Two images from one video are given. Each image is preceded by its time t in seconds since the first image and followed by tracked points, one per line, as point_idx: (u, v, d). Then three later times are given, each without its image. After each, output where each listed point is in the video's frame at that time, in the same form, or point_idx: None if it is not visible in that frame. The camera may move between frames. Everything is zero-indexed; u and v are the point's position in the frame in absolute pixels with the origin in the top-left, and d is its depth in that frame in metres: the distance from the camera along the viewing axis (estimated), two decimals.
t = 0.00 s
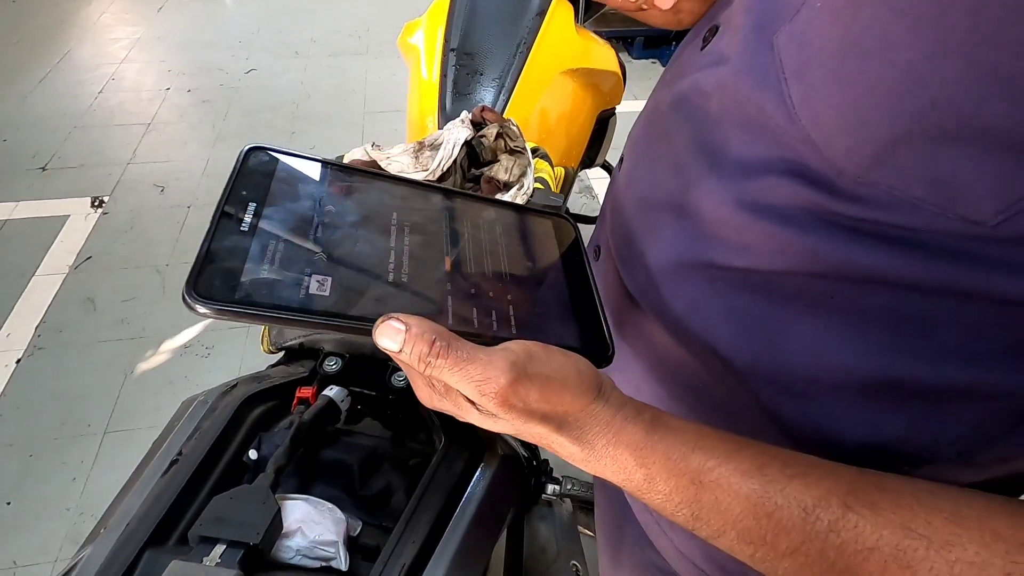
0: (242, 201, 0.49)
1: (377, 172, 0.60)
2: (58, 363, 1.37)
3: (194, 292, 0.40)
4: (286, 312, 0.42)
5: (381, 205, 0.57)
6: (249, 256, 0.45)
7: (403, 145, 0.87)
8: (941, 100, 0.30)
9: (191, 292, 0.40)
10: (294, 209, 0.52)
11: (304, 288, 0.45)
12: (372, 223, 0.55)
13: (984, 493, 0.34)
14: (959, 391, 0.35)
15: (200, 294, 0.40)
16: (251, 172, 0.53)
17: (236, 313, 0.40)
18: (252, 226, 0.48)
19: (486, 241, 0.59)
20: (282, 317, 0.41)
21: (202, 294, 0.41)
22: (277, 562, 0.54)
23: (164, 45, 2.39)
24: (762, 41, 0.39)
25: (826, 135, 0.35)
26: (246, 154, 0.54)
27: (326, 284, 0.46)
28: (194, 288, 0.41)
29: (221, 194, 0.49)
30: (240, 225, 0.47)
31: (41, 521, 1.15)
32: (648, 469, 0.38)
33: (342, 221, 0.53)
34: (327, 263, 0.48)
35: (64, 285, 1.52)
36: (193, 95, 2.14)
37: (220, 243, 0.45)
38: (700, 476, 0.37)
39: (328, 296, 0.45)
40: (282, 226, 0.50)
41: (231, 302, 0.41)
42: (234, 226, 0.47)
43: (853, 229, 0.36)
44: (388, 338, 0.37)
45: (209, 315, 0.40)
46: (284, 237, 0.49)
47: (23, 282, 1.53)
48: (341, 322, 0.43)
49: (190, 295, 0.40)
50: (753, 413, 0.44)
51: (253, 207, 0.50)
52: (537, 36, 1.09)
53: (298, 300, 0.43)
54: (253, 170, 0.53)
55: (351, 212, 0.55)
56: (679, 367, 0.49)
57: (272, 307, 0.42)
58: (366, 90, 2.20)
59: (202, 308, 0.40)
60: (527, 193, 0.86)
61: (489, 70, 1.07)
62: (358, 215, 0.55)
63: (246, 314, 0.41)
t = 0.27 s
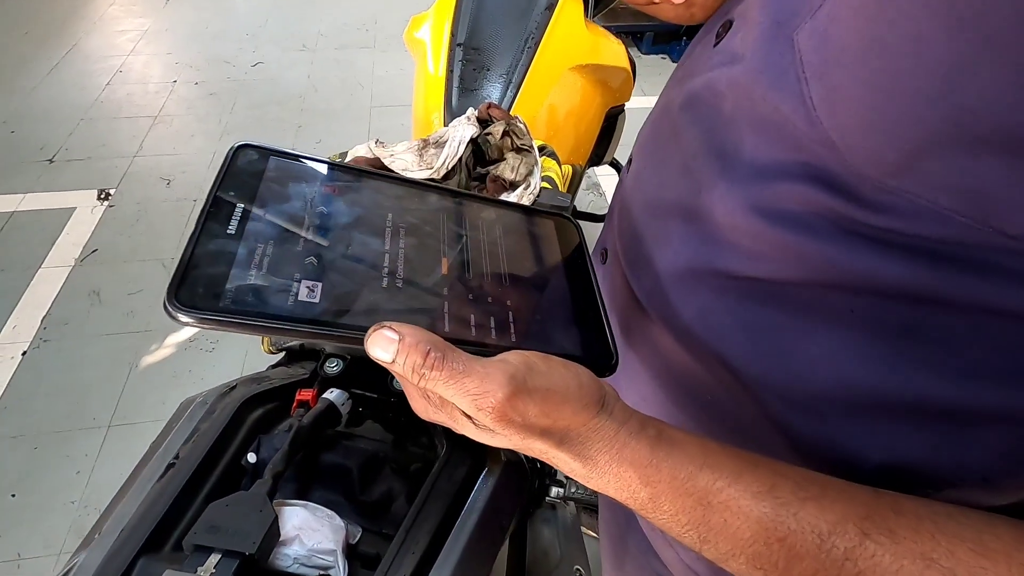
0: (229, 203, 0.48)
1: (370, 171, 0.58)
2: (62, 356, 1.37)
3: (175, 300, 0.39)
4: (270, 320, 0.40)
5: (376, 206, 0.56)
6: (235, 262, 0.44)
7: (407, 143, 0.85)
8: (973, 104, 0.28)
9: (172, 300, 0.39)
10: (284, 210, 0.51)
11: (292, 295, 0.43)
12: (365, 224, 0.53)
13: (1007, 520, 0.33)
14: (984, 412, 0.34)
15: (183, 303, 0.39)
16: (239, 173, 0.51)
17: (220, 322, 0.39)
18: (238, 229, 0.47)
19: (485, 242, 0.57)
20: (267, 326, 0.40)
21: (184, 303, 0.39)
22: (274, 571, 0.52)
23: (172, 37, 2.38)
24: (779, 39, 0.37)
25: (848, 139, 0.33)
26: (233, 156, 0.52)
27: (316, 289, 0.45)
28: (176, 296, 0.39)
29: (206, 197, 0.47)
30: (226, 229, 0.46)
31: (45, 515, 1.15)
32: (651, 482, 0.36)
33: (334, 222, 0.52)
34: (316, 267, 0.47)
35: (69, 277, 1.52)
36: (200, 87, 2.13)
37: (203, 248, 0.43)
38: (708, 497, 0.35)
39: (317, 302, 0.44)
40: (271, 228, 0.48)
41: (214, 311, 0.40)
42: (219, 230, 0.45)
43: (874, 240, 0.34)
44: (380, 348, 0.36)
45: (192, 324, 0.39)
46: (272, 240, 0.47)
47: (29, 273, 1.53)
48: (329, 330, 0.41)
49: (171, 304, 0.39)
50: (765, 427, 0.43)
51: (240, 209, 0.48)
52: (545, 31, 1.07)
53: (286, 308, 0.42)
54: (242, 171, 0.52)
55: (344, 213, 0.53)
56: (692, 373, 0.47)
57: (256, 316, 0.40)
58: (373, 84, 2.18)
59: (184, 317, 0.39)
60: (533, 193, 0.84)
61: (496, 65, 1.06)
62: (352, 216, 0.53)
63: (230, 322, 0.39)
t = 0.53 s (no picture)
0: (241, 205, 0.47)
1: (385, 171, 0.57)
2: (68, 350, 1.36)
3: (188, 310, 0.38)
4: (286, 331, 0.39)
5: (390, 206, 0.54)
6: (248, 269, 0.43)
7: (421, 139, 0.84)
8: None
9: (184, 310, 0.38)
10: (297, 212, 0.49)
11: (307, 303, 0.42)
12: (380, 227, 0.52)
13: None
14: None
15: (195, 313, 0.38)
16: (250, 173, 0.50)
17: (233, 334, 0.38)
18: (251, 233, 0.45)
19: (503, 245, 0.56)
20: (284, 336, 0.39)
21: (197, 312, 0.38)
22: None
23: (175, 28, 2.36)
24: (819, 39, 0.36)
25: (894, 143, 0.32)
26: (244, 156, 0.51)
27: (332, 296, 0.44)
28: (188, 306, 0.38)
29: (217, 200, 0.46)
30: (238, 232, 0.45)
31: (52, 508, 1.14)
32: (683, 505, 0.35)
33: (348, 225, 0.50)
34: (332, 274, 0.45)
35: (74, 270, 1.51)
36: (204, 79, 2.11)
37: (215, 254, 0.42)
38: (741, 516, 0.34)
39: (333, 311, 0.42)
40: (284, 231, 0.47)
41: (228, 320, 0.39)
42: (231, 234, 0.44)
43: (917, 251, 0.33)
44: (399, 357, 0.35)
45: (205, 335, 0.38)
46: (285, 244, 0.46)
47: (34, 266, 1.52)
48: (346, 340, 0.41)
49: (184, 314, 0.38)
50: (792, 438, 0.42)
51: (251, 211, 0.47)
52: (558, 26, 1.06)
53: (302, 317, 0.41)
54: (253, 171, 0.51)
55: (360, 216, 0.52)
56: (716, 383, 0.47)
57: (271, 327, 0.39)
58: (378, 77, 2.16)
59: (197, 327, 0.38)
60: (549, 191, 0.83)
61: (507, 60, 1.04)
62: (367, 219, 0.52)
63: (244, 333, 0.38)
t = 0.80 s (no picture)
0: (241, 201, 0.45)
1: (391, 164, 0.55)
2: (66, 344, 1.34)
3: (185, 314, 0.36)
4: (290, 336, 0.38)
5: (397, 202, 0.52)
6: (249, 269, 0.41)
7: (427, 132, 0.83)
8: None
9: (181, 314, 0.36)
10: (300, 208, 0.47)
11: (312, 305, 0.41)
12: (387, 224, 0.50)
13: None
14: None
15: (193, 317, 0.36)
16: (251, 167, 0.48)
17: (234, 339, 0.36)
18: (252, 231, 0.43)
19: (514, 242, 0.54)
20: (288, 341, 0.37)
21: (195, 316, 0.36)
22: None
23: (172, 18, 2.32)
24: (857, 27, 0.34)
25: (938, 140, 0.30)
26: (243, 148, 0.49)
27: (338, 299, 0.42)
28: (185, 309, 0.36)
29: (216, 195, 0.44)
30: (238, 230, 0.43)
31: (52, 504, 1.13)
32: (710, 520, 0.34)
33: (354, 222, 0.49)
34: (338, 275, 0.44)
35: (72, 263, 1.49)
36: (201, 70, 2.08)
37: (214, 253, 0.40)
38: (774, 533, 0.33)
39: (340, 314, 0.41)
40: (286, 229, 0.45)
41: (229, 325, 0.37)
42: (231, 232, 0.42)
43: (962, 255, 0.31)
44: (410, 365, 0.33)
45: (204, 340, 0.36)
46: (288, 242, 0.44)
47: (31, 259, 1.50)
48: (354, 345, 0.39)
49: (180, 318, 0.36)
50: (817, 446, 0.40)
51: (252, 207, 0.45)
52: (564, 16, 1.03)
53: (307, 321, 0.39)
54: (253, 164, 0.48)
55: (367, 212, 0.50)
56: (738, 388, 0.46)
57: (275, 331, 0.38)
58: (378, 67, 2.14)
59: (195, 332, 0.36)
60: (557, 186, 0.82)
61: (513, 51, 1.02)
62: (374, 215, 0.50)
63: (246, 339, 0.37)
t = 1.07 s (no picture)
0: (238, 196, 0.43)
1: (394, 159, 0.54)
2: (61, 341, 1.33)
3: (181, 315, 0.35)
4: (291, 338, 0.37)
5: (399, 198, 0.51)
6: (248, 269, 0.40)
7: (428, 129, 0.82)
8: None
9: (177, 315, 0.35)
10: (299, 204, 0.46)
11: (314, 306, 0.40)
12: (390, 221, 0.49)
13: None
14: None
15: (190, 319, 0.35)
16: (248, 162, 0.47)
17: (232, 341, 0.35)
18: (250, 228, 0.42)
19: (519, 241, 0.53)
20: (289, 344, 0.36)
21: (191, 317, 0.35)
22: None
23: (166, 10, 2.29)
24: (879, 22, 0.34)
25: (966, 140, 0.29)
26: (241, 142, 0.47)
27: (340, 300, 0.41)
28: (181, 310, 0.35)
29: (213, 190, 0.43)
30: (236, 227, 0.41)
31: (48, 502, 1.12)
32: (725, 530, 0.34)
33: (355, 220, 0.48)
34: (339, 275, 0.43)
35: (66, 258, 1.47)
36: (195, 63, 2.06)
37: (211, 251, 0.39)
38: (790, 544, 0.33)
39: (342, 315, 0.40)
40: (286, 226, 0.44)
41: (226, 327, 0.36)
42: (229, 229, 0.41)
43: (987, 260, 0.30)
44: (414, 367, 0.32)
45: (201, 342, 0.35)
46: (288, 240, 0.43)
47: (24, 254, 1.48)
48: (357, 348, 0.38)
49: (176, 319, 0.35)
50: (832, 452, 0.40)
51: (250, 203, 0.44)
52: (566, 9, 1.02)
53: (308, 322, 0.38)
54: (251, 159, 0.47)
55: (370, 210, 0.49)
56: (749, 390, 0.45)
57: (275, 333, 0.37)
58: (374, 60, 2.11)
59: (191, 334, 0.34)
60: (560, 183, 0.81)
61: (514, 45, 1.00)
62: (377, 213, 0.49)
63: (245, 341, 0.35)
